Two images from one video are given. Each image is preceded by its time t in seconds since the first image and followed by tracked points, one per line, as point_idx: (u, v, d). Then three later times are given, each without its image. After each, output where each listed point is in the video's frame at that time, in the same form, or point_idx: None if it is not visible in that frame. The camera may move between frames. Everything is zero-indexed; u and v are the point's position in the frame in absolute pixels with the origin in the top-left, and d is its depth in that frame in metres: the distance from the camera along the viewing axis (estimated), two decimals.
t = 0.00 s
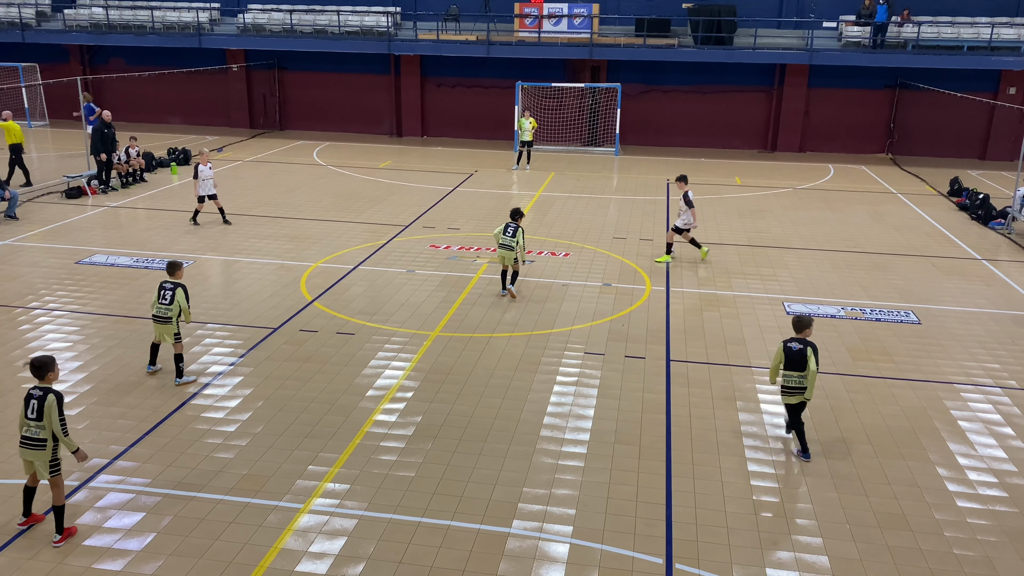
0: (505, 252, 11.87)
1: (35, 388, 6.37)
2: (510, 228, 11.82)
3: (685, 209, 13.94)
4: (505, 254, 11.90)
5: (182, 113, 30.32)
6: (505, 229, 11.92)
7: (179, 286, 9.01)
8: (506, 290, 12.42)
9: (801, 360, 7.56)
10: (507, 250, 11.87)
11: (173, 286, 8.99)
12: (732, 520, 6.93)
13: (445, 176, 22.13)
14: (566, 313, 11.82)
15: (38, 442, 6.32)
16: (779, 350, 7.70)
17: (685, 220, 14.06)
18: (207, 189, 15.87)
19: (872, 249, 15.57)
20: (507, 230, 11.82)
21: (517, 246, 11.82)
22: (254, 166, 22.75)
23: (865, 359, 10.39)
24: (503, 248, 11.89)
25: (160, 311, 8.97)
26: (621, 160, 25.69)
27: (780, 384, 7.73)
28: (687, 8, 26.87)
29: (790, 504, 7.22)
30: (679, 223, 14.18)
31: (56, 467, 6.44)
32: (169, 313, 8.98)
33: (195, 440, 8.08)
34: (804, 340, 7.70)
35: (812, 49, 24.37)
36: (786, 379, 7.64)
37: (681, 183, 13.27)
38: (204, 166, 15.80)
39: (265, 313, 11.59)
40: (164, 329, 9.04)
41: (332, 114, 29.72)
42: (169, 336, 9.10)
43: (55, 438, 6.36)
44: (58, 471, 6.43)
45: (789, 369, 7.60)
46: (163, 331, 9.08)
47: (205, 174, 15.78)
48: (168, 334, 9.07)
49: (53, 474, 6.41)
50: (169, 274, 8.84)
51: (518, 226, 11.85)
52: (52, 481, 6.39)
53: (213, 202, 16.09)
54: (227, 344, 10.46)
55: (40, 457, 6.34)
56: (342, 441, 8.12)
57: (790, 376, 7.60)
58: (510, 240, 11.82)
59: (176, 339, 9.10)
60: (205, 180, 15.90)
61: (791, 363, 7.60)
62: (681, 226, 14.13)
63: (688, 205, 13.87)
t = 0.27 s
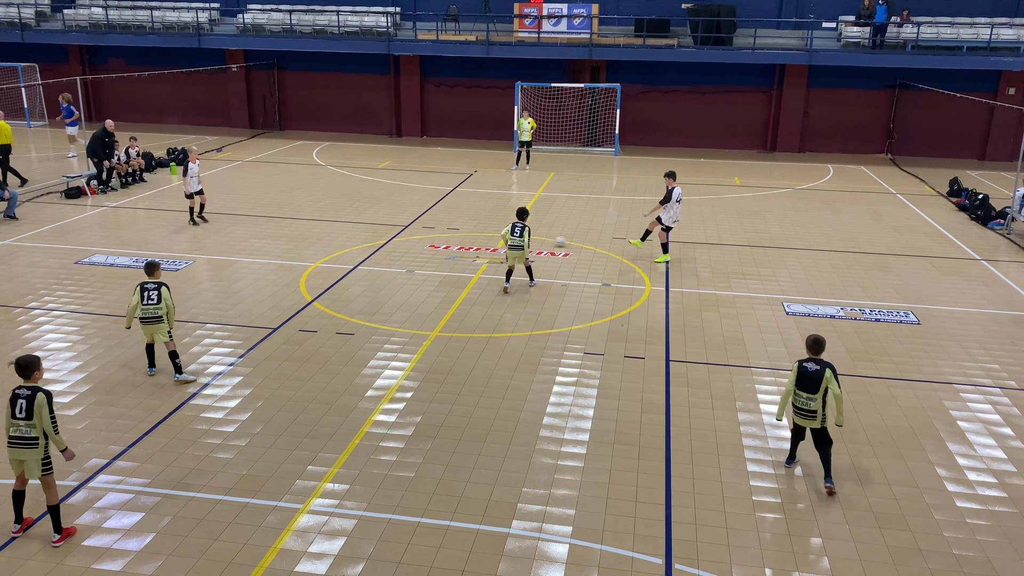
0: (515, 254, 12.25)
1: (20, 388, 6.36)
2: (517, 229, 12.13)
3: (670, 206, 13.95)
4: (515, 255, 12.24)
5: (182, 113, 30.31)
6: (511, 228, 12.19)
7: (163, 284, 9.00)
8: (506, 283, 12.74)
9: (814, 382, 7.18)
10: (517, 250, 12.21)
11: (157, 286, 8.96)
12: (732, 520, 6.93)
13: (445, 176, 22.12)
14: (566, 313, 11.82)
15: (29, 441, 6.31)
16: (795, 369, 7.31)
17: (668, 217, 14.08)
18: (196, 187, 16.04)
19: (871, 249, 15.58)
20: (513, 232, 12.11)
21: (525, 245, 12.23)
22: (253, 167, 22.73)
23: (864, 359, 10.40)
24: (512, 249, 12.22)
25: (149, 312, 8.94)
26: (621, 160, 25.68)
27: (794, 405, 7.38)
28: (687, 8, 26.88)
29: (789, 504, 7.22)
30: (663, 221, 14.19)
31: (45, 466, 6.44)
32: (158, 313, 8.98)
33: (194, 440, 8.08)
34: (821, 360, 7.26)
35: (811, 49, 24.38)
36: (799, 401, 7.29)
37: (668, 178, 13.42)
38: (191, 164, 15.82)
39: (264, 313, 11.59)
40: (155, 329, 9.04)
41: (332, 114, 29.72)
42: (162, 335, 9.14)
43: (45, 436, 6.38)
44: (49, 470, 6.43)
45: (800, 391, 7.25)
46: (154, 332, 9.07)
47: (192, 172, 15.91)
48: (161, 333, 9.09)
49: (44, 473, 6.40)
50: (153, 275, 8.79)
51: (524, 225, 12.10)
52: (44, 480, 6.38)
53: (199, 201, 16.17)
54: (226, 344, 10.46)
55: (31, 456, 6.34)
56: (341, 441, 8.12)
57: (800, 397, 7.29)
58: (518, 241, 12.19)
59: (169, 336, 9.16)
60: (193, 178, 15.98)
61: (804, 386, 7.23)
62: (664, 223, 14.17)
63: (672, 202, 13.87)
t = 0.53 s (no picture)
0: (518, 251, 12.39)
1: None
2: (514, 227, 12.21)
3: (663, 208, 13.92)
4: (518, 251, 12.37)
5: (181, 113, 30.31)
6: (506, 227, 12.26)
7: (144, 277, 9.32)
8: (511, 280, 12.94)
9: (833, 396, 6.85)
10: (518, 246, 12.34)
11: (139, 279, 9.27)
12: (731, 520, 6.93)
13: (444, 177, 22.11)
14: (565, 313, 11.81)
15: (17, 434, 6.34)
16: (810, 383, 6.96)
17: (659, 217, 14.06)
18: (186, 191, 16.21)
19: (871, 250, 15.58)
20: (509, 230, 12.20)
21: (525, 240, 12.39)
22: (253, 167, 22.71)
23: (863, 359, 10.40)
24: (514, 247, 12.33)
25: (136, 305, 9.24)
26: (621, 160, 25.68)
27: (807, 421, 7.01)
28: (686, 8, 26.89)
29: (788, 504, 7.22)
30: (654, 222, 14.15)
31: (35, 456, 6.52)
32: (144, 304, 9.31)
33: (194, 441, 8.08)
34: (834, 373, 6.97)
35: (811, 49, 24.40)
36: (815, 416, 6.94)
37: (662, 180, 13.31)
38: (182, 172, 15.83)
39: (264, 313, 11.59)
40: (142, 320, 9.35)
41: (331, 114, 29.71)
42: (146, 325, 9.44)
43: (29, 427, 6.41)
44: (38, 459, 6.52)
45: (818, 406, 6.89)
46: (140, 324, 9.36)
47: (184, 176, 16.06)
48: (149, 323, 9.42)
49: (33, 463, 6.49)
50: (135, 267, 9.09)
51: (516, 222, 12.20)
52: (37, 468, 6.50)
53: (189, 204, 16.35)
54: (226, 344, 10.45)
55: (23, 449, 6.39)
56: (341, 441, 8.12)
57: (816, 412, 6.94)
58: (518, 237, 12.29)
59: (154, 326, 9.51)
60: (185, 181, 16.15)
61: (823, 400, 6.88)
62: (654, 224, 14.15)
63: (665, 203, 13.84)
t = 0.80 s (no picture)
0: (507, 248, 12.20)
1: None
2: (497, 225, 11.99)
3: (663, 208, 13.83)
4: (505, 249, 12.14)
5: (181, 113, 30.30)
6: (489, 228, 12.03)
7: (126, 276, 9.64)
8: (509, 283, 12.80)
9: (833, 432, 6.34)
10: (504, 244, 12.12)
11: (119, 278, 9.58)
12: (730, 521, 6.93)
13: (444, 177, 22.10)
14: (565, 314, 11.81)
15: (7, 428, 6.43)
16: (806, 417, 6.40)
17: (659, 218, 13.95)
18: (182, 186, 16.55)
19: (870, 251, 15.58)
20: (493, 229, 11.97)
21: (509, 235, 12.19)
22: (253, 167, 22.70)
23: (862, 360, 10.41)
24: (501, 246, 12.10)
25: (116, 303, 9.52)
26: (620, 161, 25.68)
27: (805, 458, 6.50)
28: (686, 9, 26.90)
29: (788, 505, 7.22)
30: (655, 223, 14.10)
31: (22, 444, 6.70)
32: (123, 301, 9.60)
33: (193, 441, 8.08)
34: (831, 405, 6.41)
35: (810, 50, 24.41)
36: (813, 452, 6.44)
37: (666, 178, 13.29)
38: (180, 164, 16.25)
39: (263, 313, 11.58)
40: (122, 318, 9.59)
41: (331, 114, 29.71)
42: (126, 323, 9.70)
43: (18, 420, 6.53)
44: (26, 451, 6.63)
45: (819, 443, 6.39)
46: (120, 321, 9.63)
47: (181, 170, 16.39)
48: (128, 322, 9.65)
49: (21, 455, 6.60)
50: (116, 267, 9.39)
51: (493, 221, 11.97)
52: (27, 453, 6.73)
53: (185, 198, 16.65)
54: (225, 345, 10.45)
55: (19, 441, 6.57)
56: (340, 441, 8.12)
57: (818, 450, 6.42)
58: (503, 235, 12.09)
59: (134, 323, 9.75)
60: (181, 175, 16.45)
61: (823, 436, 6.37)
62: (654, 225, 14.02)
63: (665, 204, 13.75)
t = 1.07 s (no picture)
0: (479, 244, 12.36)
1: None
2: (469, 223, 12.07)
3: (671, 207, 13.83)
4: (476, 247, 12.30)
5: (180, 113, 30.30)
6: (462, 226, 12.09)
7: (96, 259, 10.04)
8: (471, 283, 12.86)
9: (818, 442, 6.08)
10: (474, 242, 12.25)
11: (91, 262, 9.99)
12: (729, 521, 6.93)
13: (443, 177, 22.10)
14: (564, 314, 11.82)
15: None
16: (790, 427, 6.18)
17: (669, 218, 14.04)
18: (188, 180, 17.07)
19: (870, 251, 15.58)
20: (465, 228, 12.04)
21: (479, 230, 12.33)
22: (252, 167, 22.69)
23: (862, 360, 10.41)
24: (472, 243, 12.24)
25: (91, 285, 9.99)
26: (620, 161, 25.69)
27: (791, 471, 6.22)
28: (686, 9, 26.90)
29: (787, 506, 7.22)
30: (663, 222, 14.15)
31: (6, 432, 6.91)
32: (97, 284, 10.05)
33: (193, 440, 8.08)
34: (818, 415, 6.18)
35: (810, 51, 24.42)
36: (800, 464, 6.16)
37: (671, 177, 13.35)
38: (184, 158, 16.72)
39: (263, 313, 11.58)
40: (97, 300, 10.08)
41: (330, 114, 29.71)
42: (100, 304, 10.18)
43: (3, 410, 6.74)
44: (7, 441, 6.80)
45: (802, 454, 6.13)
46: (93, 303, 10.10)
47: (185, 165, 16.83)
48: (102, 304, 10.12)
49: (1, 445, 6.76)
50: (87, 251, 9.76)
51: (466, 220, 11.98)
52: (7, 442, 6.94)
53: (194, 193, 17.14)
54: (225, 345, 10.45)
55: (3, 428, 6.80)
56: (340, 441, 8.13)
57: (804, 461, 6.14)
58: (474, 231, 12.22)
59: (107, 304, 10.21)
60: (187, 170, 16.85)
61: (807, 447, 6.11)
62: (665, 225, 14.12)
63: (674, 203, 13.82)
